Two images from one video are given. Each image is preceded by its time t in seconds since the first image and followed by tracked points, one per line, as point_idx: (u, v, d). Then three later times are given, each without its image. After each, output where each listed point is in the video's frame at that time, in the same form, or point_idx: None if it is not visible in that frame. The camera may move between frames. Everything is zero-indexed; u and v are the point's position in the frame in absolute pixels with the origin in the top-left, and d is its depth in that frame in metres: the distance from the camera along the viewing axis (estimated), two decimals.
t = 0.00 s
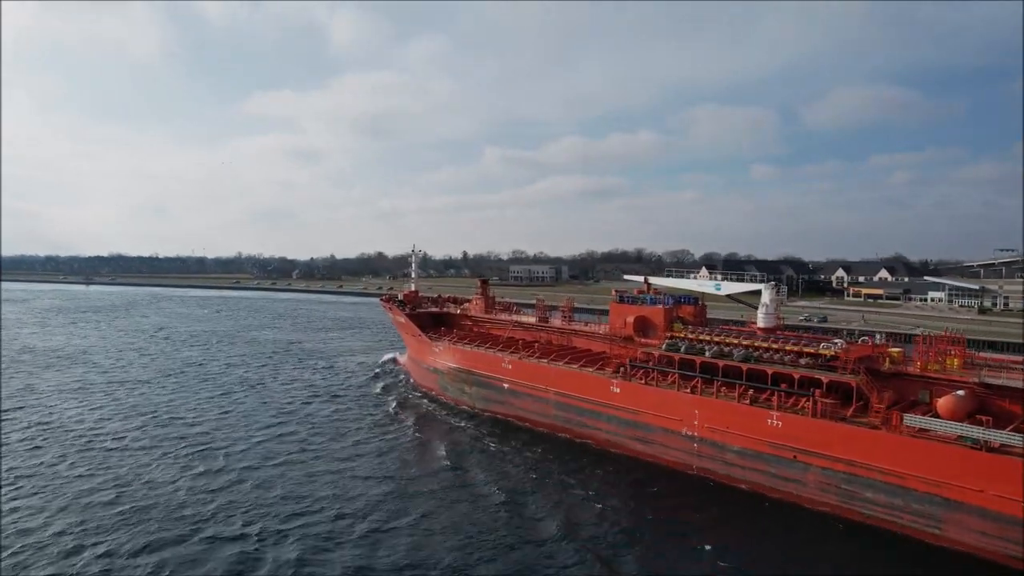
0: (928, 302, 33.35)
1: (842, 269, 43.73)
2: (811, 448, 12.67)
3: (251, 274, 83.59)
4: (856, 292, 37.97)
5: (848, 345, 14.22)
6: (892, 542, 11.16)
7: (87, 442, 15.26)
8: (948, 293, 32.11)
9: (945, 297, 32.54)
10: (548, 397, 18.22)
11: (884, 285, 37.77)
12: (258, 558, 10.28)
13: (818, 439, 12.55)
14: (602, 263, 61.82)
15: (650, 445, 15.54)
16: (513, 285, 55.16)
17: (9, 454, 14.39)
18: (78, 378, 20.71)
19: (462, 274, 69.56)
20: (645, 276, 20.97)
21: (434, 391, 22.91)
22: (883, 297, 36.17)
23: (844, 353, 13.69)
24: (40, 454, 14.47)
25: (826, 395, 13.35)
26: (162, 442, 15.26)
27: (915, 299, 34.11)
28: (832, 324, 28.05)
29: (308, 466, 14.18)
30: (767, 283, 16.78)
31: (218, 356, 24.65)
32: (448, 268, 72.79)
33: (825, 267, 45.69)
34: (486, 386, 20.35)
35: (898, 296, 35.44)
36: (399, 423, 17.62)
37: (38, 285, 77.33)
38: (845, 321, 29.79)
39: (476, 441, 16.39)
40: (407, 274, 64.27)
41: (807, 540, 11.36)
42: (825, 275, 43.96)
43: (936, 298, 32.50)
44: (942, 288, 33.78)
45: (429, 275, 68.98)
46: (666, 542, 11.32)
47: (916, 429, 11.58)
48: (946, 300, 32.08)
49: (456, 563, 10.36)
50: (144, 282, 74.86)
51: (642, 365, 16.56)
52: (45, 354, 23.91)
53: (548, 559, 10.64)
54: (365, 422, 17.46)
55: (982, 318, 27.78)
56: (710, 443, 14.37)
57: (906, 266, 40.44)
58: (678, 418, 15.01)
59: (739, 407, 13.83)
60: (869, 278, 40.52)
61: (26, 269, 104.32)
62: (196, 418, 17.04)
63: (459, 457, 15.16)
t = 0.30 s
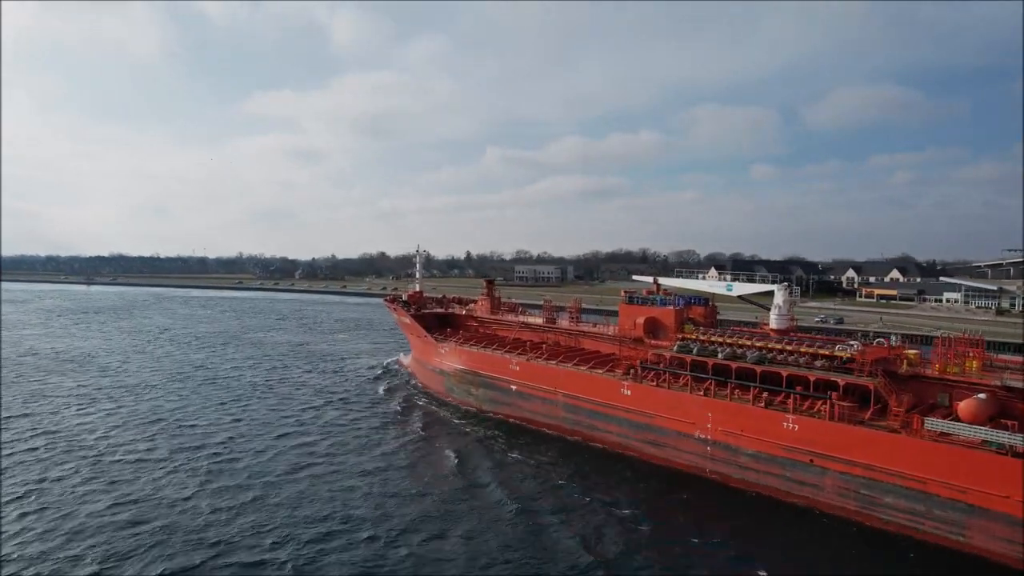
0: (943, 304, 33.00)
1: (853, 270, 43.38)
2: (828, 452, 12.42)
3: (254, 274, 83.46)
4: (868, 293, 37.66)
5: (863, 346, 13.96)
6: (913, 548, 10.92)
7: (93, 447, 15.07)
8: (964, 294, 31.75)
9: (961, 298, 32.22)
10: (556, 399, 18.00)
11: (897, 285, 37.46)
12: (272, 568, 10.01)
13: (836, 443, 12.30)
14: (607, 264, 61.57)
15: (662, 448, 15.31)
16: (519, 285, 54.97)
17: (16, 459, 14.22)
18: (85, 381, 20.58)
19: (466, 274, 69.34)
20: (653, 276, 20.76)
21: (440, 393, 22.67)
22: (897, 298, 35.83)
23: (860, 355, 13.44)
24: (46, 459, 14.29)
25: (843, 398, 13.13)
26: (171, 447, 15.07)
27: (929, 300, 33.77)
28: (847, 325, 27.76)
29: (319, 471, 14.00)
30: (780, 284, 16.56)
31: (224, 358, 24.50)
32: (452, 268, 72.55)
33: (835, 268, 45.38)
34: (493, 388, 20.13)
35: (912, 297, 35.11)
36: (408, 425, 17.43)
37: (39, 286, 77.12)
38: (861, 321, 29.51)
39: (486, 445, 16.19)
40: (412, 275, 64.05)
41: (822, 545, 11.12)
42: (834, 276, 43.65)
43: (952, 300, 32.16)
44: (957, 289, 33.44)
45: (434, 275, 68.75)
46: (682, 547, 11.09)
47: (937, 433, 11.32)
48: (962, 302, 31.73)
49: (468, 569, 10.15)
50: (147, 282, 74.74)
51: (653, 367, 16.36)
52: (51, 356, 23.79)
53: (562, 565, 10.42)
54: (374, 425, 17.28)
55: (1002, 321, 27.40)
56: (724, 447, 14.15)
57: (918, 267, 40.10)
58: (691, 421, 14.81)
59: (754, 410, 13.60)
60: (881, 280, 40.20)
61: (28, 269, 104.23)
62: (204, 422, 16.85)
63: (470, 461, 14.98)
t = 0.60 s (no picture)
0: (960, 305, 32.59)
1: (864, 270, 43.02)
2: (847, 455, 12.15)
3: (258, 274, 83.28)
4: (880, 294, 37.27)
5: (881, 348, 13.67)
6: (936, 555, 10.69)
7: (97, 454, 14.83)
8: (981, 295, 31.38)
9: (978, 300, 31.73)
10: (566, 401, 17.75)
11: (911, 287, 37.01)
12: None
13: (855, 447, 12.04)
14: (613, 264, 61.27)
15: (675, 452, 15.08)
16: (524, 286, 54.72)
17: (18, 467, 13.95)
18: (90, 385, 20.38)
19: (470, 275, 69.05)
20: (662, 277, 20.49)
21: (446, 395, 22.43)
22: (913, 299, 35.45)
23: (877, 357, 13.16)
24: (50, 468, 13.98)
25: (861, 400, 12.88)
26: (176, 454, 14.84)
27: (945, 301, 33.38)
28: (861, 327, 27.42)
29: (326, 477, 13.76)
30: (793, 284, 16.30)
31: (229, 361, 24.29)
32: (456, 268, 72.28)
33: (846, 269, 45.02)
34: (501, 390, 19.89)
35: (927, 299, 34.72)
36: (416, 430, 17.20)
37: (43, 286, 77.15)
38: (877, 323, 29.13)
39: (495, 450, 15.95)
40: (416, 275, 63.86)
41: (844, 552, 10.86)
42: (846, 277, 43.32)
43: (970, 301, 31.76)
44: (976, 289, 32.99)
45: (438, 276, 68.50)
46: (699, 554, 10.85)
47: (959, 437, 11.04)
48: (980, 303, 31.32)
49: None
50: (150, 283, 74.65)
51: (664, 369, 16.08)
52: (56, 359, 23.61)
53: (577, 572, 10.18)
54: (382, 430, 17.06)
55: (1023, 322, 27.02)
56: (739, 451, 13.89)
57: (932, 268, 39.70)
58: (704, 424, 14.54)
59: (770, 413, 13.35)
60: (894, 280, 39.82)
61: (31, 269, 104.18)
62: (210, 428, 16.63)
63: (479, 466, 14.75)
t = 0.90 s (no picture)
0: (976, 305, 32.32)
1: (875, 270, 42.74)
2: (864, 459, 11.92)
3: (260, 273, 83.15)
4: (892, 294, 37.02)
5: (897, 349, 13.44)
6: (958, 562, 10.45)
7: (100, 459, 14.53)
8: (997, 296, 31.11)
9: (994, 300, 31.38)
10: (575, 403, 17.52)
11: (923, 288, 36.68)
12: None
13: (874, 451, 11.79)
14: (618, 264, 61.07)
15: (687, 455, 14.86)
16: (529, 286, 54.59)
17: (18, 474, 13.63)
18: (93, 387, 20.17)
19: (474, 275, 68.83)
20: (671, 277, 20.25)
21: (451, 397, 22.21)
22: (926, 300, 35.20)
23: (894, 359, 12.93)
24: (54, 478, 13.51)
25: (878, 403, 12.65)
26: (181, 459, 14.56)
27: (960, 302, 33.12)
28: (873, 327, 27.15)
29: (334, 484, 13.57)
30: (805, 285, 16.06)
31: (233, 364, 24.10)
32: (459, 268, 72.07)
33: (855, 269, 44.77)
34: (508, 392, 19.66)
35: (941, 299, 34.46)
36: (423, 434, 17.00)
37: (45, 286, 77.05)
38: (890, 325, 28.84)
39: (503, 455, 15.76)
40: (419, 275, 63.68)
41: (864, 560, 10.64)
42: (855, 277, 43.06)
43: (986, 301, 31.49)
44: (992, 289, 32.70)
45: (441, 276, 68.36)
46: (716, 564, 10.64)
47: (981, 442, 10.81)
48: (997, 304, 31.06)
49: None
50: (153, 282, 74.58)
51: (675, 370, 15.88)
52: (59, 361, 23.42)
53: None
54: (389, 434, 16.86)
55: None
56: (753, 454, 13.68)
57: (944, 267, 39.42)
58: (716, 426, 14.34)
59: (785, 416, 13.12)
60: (905, 281, 39.57)
61: (32, 269, 104.14)
62: (215, 432, 16.38)
63: (489, 472, 14.55)
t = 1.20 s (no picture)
0: (992, 306, 32.04)
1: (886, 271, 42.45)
2: (885, 466, 11.65)
3: (263, 273, 82.91)
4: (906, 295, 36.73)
5: (916, 352, 13.16)
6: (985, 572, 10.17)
7: (105, 468, 14.12)
8: (1015, 297, 30.82)
9: (1012, 301, 30.97)
10: (584, 407, 17.25)
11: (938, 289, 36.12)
12: None
13: (894, 458, 11.52)
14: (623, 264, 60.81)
15: (701, 460, 14.60)
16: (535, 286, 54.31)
17: (20, 484, 13.20)
18: (96, 391, 19.85)
19: (478, 275, 68.52)
20: (681, 278, 19.97)
21: (457, 400, 21.93)
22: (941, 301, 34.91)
23: (914, 363, 12.67)
24: (53, 488, 13.10)
25: (898, 407, 12.39)
26: (188, 466, 14.15)
27: (976, 303, 32.82)
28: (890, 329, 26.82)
29: (342, 487, 13.26)
30: (820, 286, 15.80)
31: (236, 366, 23.85)
32: (463, 269, 71.77)
33: (865, 269, 44.47)
34: (516, 395, 19.39)
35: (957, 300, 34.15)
36: (430, 437, 16.73)
37: (49, 287, 77.10)
38: (910, 327, 28.42)
39: (513, 458, 15.49)
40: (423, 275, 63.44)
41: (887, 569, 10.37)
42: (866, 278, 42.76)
43: (1004, 302, 31.19)
44: (1008, 290, 32.40)
45: (445, 276, 68.10)
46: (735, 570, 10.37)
47: (1007, 448, 10.54)
48: (1014, 305, 30.76)
49: None
50: (156, 283, 74.38)
51: (688, 373, 15.61)
52: (61, 363, 23.16)
53: None
54: (397, 437, 16.59)
55: None
56: (768, 459, 13.41)
57: (957, 268, 39.14)
58: (732, 431, 14.08)
59: (803, 420, 12.84)
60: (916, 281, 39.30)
61: (33, 270, 103.88)
62: (221, 438, 16.00)
63: (498, 475, 14.27)
